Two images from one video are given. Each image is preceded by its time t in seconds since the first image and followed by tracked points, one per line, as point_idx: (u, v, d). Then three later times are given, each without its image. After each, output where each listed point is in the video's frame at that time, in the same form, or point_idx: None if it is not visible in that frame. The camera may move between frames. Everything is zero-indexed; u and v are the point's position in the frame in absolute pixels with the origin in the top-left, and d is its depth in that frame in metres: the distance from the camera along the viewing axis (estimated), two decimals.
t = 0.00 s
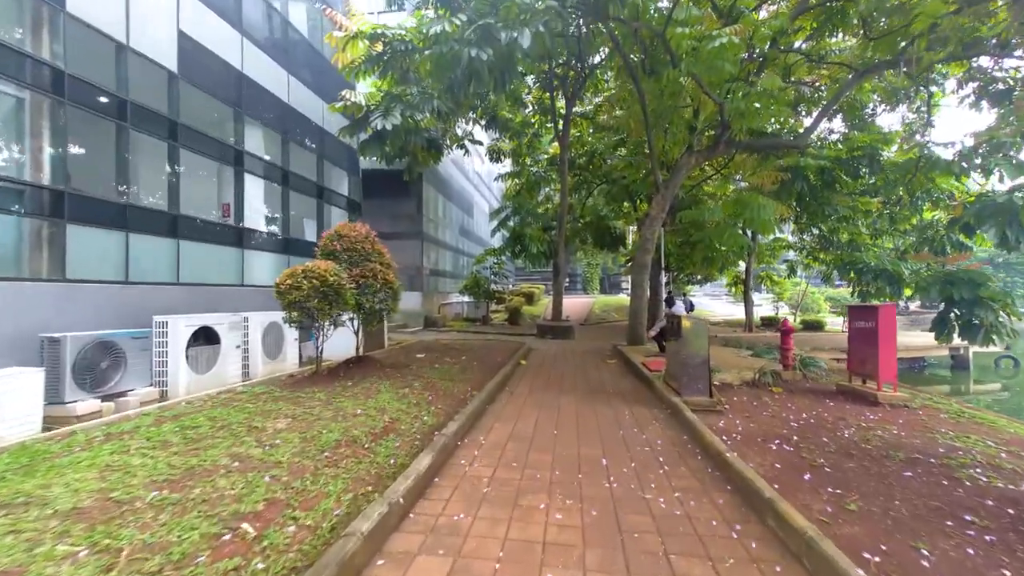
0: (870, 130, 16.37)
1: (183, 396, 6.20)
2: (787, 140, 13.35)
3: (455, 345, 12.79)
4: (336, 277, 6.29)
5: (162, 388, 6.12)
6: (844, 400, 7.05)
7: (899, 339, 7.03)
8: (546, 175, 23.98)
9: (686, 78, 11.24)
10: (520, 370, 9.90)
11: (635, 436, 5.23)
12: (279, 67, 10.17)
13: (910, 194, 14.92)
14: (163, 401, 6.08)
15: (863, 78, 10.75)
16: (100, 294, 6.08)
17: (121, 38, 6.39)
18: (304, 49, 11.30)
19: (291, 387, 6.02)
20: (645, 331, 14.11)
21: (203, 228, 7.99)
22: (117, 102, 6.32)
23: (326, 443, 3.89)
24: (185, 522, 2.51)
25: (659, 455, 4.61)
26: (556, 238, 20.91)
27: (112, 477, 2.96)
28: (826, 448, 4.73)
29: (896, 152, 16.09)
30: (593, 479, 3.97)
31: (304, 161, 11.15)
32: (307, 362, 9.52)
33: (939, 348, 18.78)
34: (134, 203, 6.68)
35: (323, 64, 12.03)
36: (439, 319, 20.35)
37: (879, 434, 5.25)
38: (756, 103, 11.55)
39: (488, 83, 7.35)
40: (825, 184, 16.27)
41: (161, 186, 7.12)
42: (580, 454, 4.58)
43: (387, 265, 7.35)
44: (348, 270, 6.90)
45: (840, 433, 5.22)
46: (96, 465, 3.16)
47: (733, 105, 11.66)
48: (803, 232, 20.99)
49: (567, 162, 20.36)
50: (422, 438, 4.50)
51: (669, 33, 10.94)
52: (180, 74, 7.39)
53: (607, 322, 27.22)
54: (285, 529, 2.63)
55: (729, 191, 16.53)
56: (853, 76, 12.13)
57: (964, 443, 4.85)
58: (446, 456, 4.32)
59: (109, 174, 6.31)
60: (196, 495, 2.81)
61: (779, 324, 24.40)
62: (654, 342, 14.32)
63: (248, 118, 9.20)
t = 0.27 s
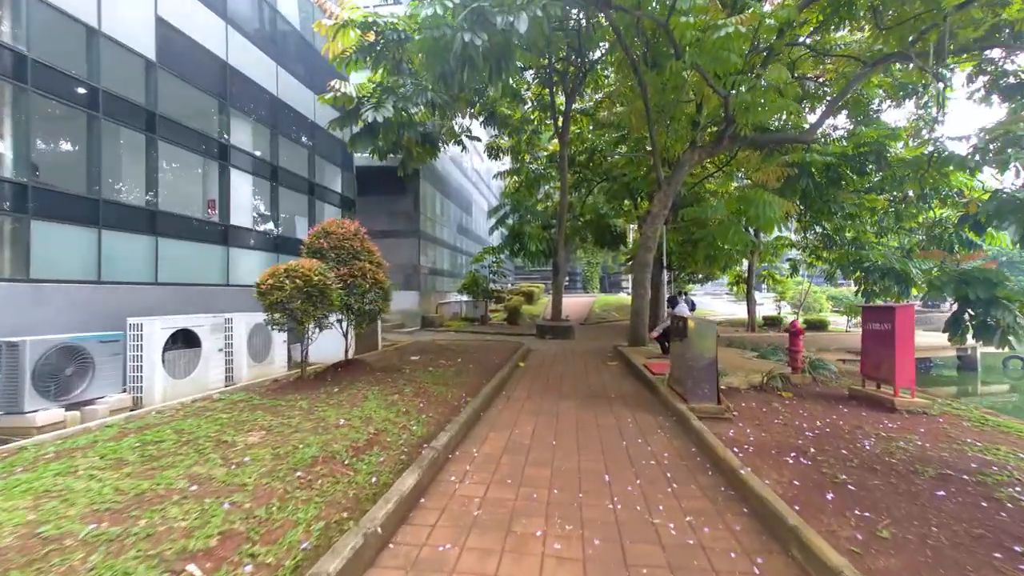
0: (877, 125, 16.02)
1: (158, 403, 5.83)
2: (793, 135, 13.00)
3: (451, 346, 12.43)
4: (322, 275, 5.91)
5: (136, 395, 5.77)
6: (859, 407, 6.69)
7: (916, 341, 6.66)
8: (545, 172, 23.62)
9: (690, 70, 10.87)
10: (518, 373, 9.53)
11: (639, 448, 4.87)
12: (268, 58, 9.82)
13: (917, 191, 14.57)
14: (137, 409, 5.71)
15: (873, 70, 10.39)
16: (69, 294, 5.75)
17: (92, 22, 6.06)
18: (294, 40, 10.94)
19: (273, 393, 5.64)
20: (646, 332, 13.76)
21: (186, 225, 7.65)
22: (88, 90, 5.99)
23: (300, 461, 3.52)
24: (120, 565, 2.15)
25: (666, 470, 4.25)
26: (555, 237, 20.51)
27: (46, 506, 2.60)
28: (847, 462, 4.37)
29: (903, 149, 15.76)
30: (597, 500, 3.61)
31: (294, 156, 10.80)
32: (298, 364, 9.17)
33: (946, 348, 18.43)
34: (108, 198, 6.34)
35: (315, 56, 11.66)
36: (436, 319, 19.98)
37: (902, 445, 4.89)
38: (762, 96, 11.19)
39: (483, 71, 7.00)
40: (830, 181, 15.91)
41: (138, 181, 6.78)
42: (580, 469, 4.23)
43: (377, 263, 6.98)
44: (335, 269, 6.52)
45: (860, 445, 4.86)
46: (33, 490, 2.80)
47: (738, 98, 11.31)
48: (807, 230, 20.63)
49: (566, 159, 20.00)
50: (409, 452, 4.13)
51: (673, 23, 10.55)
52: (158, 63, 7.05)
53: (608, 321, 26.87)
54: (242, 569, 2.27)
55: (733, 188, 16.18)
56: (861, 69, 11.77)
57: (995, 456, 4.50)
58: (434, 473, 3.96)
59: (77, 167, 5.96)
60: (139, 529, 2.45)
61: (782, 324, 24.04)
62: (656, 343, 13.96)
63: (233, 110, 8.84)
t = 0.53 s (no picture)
0: (884, 120, 15.67)
1: (133, 409, 5.47)
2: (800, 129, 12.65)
3: (448, 346, 12.06)
4: (307, 272, 5.54)
5: (111, 399, 5.42)
6: (876, 411, 6.34)
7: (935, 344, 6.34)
8: (545, 169, 23.28)
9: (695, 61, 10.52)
10: (516, 374, 9.16)
11: (643, 457, 4.53)
12: (255, 46, 9.47)
13: (926, 187, 14.24)
14: (110, 415, 5.36)
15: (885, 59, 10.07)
16: (34, 293, 5.41)
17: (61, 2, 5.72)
18: (285, 29, 10.59)
19: (253, 397, 5.28)
20: (649, 331, 13.40)
21: (166, 219, 7.33)
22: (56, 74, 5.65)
23: (272, 476, 3.17)
24: None
25: (675, 484, 3.90)
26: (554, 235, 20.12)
27: None
28: (875, 475, 4.02)
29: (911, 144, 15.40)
30: (604, 521, 3.26)
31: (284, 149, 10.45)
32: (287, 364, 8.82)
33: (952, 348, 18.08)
34: (78, 190, 6.00)
35: (306, 46, 11.30)
36: (434, 318, 19.63)
37: (930, 454, 4.54)
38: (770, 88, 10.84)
39: (478, 60, 6.66)
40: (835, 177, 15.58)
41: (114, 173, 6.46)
42: (583, 483, 3.87)
43: (367, 260, 6.62)
44: (322, 265, 6.16)
45: (884, 453, 4.51)
46: None
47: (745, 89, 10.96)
48: (810, 227, 20.30)
49: (566, 155, 19.63)
50: (395, 464, 3.78)
51: (678, 11, 10.18)
52: (134, 47, 6.70)
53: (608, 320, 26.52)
54: None
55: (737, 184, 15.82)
56: (870, 61, 11.44)
57: None
58: (423, 489, 3.60)
59: (44, 156, 5.60)
60: (70, 566, 2.10)
61: (784, 323, 23.74)
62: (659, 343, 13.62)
63: (218, 99, 8.48)
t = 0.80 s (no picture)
0: (892, 116, 15.32)
1: (104, 419, 5.09)
2: (808, 124, 12.28)
3: (445, 348, 11.68)
4: (290, 272, 5.14)
5: (80, 407, 5.10)
6: (898, 420, 5.97)
7: (960, 345, 5.99)
8: (544, 167, 22.90)
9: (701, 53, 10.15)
10: (515, 379, 8.79)
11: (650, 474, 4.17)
12: (245, 37, 9.15)
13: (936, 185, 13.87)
14: (78, 426, 4.98)
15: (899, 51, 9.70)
16: None
17: None
18: (277, 21, 10.27)
19: (231, 407, 4.90)
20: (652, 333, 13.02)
21: (141, 214, 7.09)
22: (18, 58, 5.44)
23: (237, 504, 2.79)
24: None
25: (688, 507, 3.54)
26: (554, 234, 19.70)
27: None
28: (912, 497, 3.64)
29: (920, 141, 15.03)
30: (609, 552, 2.91)
31: (274, 144, 10.12)
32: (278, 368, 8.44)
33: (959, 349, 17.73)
34: (44, 181, 5.79)
35: (299, 38, 10.94)
36: (432, 318, 19.27)
37: (967, 471, 4.16)
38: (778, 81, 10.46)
39: (478, 44, 6.28)
40: (841, 174, 15.23)
41: (81, 165, 6.23)
42: (585, 504, 3.53)
43: (357, 258, 6.24)
44: (309, 264, 5.78)
45: (916, 470, 4.12)
46: None
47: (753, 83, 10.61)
48: (815, 226, 19.94)
49: (566, 152, 19.26)
50: (380, 486, 3.40)
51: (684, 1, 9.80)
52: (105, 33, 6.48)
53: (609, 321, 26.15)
54: None
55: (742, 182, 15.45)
56: (881, 54, 11.08)
57: None
58: (411, 514, 3.22)
59: (2, 148, 5.32)
60: None
61: (787, 323, 23.39)
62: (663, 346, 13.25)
63: (203, 90, 8.13)
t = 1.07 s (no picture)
0: (898, 112, 15.03)
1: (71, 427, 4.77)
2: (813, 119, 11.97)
3: (441, 350, 11.35)
4: (272, 271, 4.79)
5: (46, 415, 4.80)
6: (918, 427, 5.64)
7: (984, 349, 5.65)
8: (543, 164, 22.60)
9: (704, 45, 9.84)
10: (513, 382, 8.46)
11: (657, 488, 3.85)
12: (233, 27, 8.83)
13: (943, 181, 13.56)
14: (42, 434, 4.68)
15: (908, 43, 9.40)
16: None
17: None
18: (268, 11, 9.94)
19: (206, 415, 4.57)
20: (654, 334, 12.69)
21: (118, 211, 6.76)
22: None
23: (192, 531, 2.46)
24: None
25: (701, 528, 3.20)
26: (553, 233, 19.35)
27: None
28: (947, 516, 3.31)
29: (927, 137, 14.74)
30: None
31: (264, 138, 9.78)
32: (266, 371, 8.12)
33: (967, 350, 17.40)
34: (12, 175, 5.48)
35: (291, 30, 10.61)
36: (429, 318, 18.95)
37: (1002, 485, 3.84)
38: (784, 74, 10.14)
39: (472, 30, 5.97)
40: (846, 171, 14.93)
41: (51, 158, 5.91)
42: (586, 524, 3.20)
43: (344, 256, 5.90)
44: (293, 262, 5.44)
45: (946, 485, 3.79)
46: None
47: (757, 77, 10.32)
48: (818, 225, 19.62)
49: (565, 150, 18.94)
50: (360, 505, 3.07)
51: None
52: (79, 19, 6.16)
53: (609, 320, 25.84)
54: None
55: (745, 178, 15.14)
56: (888, 47, 10.77)
57: None
58: (394, 537, 2.89)
59: None
60: None
61: (790, 323, 23.09)
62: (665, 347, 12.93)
63: (187, 82, 7.81)
